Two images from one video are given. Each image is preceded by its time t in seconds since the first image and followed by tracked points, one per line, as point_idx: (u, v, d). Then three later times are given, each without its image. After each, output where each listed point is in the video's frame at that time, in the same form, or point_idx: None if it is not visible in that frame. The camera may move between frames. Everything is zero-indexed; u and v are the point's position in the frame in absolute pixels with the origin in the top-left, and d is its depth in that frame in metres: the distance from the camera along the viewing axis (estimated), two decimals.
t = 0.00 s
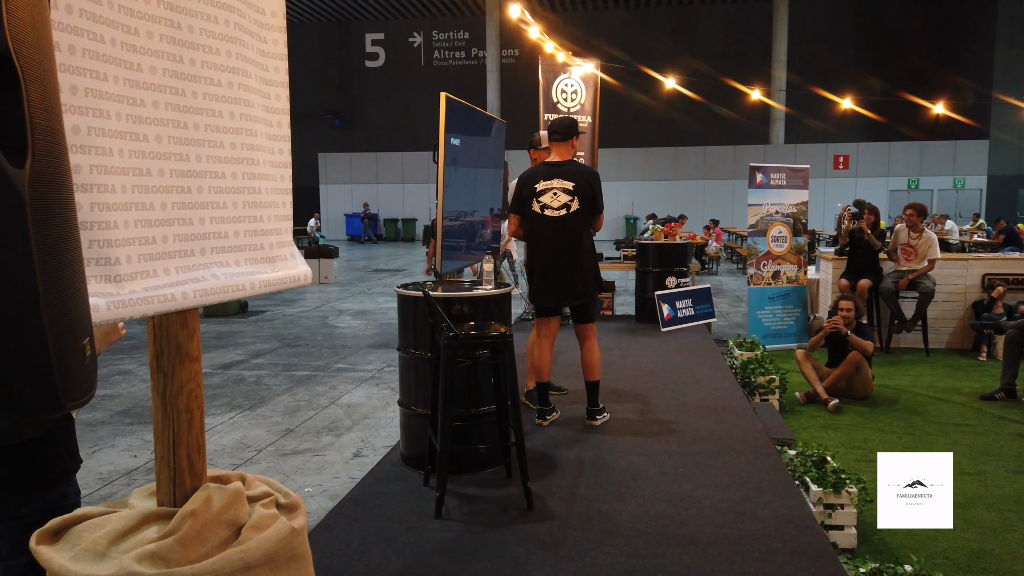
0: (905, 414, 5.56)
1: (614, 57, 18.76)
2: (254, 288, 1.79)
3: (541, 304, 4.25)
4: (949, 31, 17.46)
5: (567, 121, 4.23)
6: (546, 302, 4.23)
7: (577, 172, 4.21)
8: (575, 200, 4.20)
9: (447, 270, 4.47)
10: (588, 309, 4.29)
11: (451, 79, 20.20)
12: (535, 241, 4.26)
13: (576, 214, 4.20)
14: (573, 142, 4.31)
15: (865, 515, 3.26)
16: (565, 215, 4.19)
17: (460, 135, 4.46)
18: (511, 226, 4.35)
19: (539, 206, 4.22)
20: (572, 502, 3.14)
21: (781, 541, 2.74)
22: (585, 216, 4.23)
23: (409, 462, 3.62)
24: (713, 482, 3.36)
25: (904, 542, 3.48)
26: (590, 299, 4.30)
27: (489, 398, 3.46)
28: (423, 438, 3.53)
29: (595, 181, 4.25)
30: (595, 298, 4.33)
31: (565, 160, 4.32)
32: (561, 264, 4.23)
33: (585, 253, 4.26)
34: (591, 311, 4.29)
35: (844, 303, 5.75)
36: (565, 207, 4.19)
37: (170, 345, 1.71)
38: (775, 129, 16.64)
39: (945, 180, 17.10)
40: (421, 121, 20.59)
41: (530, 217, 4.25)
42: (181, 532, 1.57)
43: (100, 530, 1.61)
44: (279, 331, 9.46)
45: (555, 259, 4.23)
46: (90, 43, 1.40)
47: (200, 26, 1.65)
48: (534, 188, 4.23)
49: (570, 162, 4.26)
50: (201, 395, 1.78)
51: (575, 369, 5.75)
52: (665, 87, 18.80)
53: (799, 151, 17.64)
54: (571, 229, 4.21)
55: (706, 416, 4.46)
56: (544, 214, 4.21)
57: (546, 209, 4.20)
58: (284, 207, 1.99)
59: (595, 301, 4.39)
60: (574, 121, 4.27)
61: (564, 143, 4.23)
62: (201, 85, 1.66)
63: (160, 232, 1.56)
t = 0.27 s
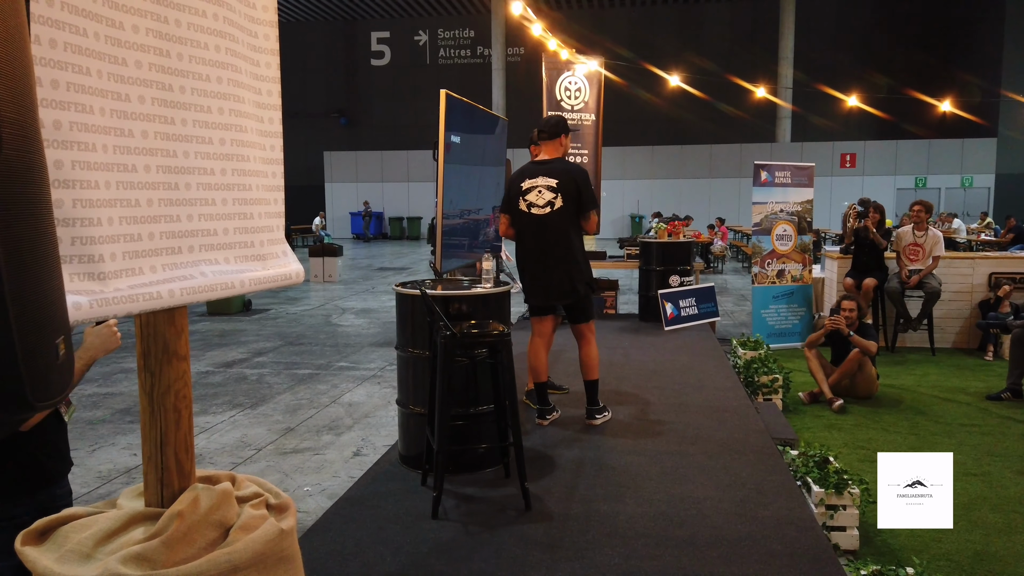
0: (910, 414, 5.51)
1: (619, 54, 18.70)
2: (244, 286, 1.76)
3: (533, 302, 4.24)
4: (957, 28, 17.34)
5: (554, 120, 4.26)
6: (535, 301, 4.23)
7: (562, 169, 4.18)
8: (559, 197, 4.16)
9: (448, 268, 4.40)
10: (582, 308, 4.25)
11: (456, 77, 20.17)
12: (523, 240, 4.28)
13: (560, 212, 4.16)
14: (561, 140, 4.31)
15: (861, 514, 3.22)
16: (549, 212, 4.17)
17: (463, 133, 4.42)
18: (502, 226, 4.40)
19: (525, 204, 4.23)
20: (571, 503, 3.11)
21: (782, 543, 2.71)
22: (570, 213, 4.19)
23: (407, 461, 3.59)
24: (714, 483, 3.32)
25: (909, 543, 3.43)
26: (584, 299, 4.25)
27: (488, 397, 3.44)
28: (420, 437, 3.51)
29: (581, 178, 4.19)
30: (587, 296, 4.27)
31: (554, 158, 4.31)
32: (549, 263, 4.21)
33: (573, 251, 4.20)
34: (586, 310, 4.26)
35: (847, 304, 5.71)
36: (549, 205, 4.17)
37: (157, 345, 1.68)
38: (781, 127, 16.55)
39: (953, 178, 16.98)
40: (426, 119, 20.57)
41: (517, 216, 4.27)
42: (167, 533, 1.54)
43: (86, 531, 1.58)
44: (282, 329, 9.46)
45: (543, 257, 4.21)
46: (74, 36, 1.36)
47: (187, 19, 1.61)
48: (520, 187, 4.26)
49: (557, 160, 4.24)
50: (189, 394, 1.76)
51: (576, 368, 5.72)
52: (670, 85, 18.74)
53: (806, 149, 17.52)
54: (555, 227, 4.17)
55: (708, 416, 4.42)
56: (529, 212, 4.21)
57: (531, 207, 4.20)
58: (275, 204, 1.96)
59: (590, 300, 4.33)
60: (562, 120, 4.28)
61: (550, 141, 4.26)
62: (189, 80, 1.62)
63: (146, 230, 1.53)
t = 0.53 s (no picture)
0: (914, 414, 5.47)
1: (621, 53, 18.67)
2: (245, 284, 1.74)
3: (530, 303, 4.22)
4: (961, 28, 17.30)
5: (553, 118, 4.25)
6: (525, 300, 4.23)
7: (553, 168, 4.15)
8: (549, 197, 4.13)
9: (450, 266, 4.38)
10: (586, 309, 4.24)
11: (458, 76, 20.15)
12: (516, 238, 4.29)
13: (549, 212, 4.14)
14: (561, 138, 4.28)
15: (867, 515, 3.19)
16: (538, 211, 4.15)
17: (465, 131, 4.40)
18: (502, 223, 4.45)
19: (518, 202, 4.24)
20: (575, 504, 3.09)
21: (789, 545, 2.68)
22: (559, 213, 4.14)
23: (409, 461, 3.57)
24: (720, 484, 3.29)
25: (915, 545, 3.40)
26: (583, 299, 4.23)
27: (491, 397, 3.41)
28: (423, 437, 3.48)
29: (573, 177, 4.13)
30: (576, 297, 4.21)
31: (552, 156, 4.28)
32: (540, 262, 4.17)
33: (562, 251, 4.16)
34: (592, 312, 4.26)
35: (849, 304, 5.69)
36: (539, 203, 4.15)
37: (157, 343, 1.66)
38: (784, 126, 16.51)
39: (956, 178, 16.93)
40: (428, 118, 20.55)
41: (512, 213, 4.29)
42: (166, 535, 1.52)
43: (84, 532, 1.56)
44: (283, 328, 9.45)
45: (534, 256, 4.19)
46: (71, 28, 1.33)
47: (187, 13, 1.59)
48: (515, 184, 4.27)
49: (551, 158, 4.21)
50: (189, 394, 1.73)
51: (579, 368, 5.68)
52: (672, 84, 18.72)
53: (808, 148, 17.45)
54: (544, 226, 4.15)
55: (711, 416, 4.39)
56: (521, 210, 4.22)
57: (523, 205, 4.21)
58: (277, 201, 1.93)
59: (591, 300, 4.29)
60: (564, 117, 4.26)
61: (550, 139, 4.27)
62: (189, 74, 1.59)
63: (145, 227, 1.50)
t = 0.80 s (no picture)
0: (919, 416, 5.44)
1: (623, 53, 18.65)
2: (251, 282, 1.71)
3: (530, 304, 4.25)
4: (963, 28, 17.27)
5: (562, 115, 4.20)
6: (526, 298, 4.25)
7: (558, 166, 4.10)
8: (551, 195, 4.11)
9: (453, 266, 4.36)
10: (573, 316, 4.16)
11: (459, 75, 20.13)
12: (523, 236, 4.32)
13: (552, 210, 4.12)
14: (568, 136, 4.21)
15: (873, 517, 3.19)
16: (540, 210, 4.15)
17: (468, 129, 4.38)
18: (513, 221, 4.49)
19: (524, 200, 4.26)
20: (580, 506, 3.06)
21: (797, 548, 2.65)
22: (560, 212, 4.11)
23: (413, 462, 3.55)
24: (727, 486, 3.27)
25: (923, 548, 3.37)
26: (575, 304, 4.16)
27: (496, 397, 3.39)
28: (427, 438, 3.45)
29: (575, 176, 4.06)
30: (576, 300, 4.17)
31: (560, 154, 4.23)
32: (542, 260, 4.16)
33: (563, 251, 4.13)
34: (578, 319, 4.17)
35: (853, 305, 5.67)
36: (541, 202, 4.15)
37: (161, 343, 1.63)
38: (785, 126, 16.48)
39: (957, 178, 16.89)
40: (429, 118, 20.53)
41: (520, 211, 4.32)
42: (171, 537, 1.49)
43: (87, 535, 1.53)
44: (285, 327, 9.42)
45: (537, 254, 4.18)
46: (75, 23, 1.31)
47: (192, 7, 1.56)
48: (522, 182, 4.29)
49: (556, 156, 4.16)
50: (194, 394, 1.71)
51: (583, 369, 5.65)
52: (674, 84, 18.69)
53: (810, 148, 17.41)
54: (545, 225, 4.14)
55: (716, 417, 4.36)
56: (526, 208, 4.24)
57: (528, 203, 4.22)
58: (282, 198, 1.91)
59: (585, 305, 4.21)
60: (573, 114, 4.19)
61: (555, 136, 4.22)
62: (194, 70, 1.56)
63: (150, 224, 1.47)
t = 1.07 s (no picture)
0: (920, 416, 5.44)
1: (622, 53, 18.64)
2: (254, 283, 1.69)
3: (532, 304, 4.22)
4: (961, 28, 17.29)
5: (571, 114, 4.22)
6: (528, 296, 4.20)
7: (564, 164, 4.11)
8: (557, 193, 4.10)
9: (452, 267, 4.34)
10: (573, 317, 4.15)
11: (458, 75, 20.10)
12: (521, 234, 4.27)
13: (557, 208, 4.10)
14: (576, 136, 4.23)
15: (876, 517, 3.20)
16: (545, 207, 4.12)
17: (467, 129, 4.35)
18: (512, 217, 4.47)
19: (526, 197, 4.21)
20: (583, 507, 3.05)
21: (802, 550, 2.64)
22: (566, 211, 4.11)
23: (415, 463, 3.53)
24: (730, 487, 3.25)
25: (926, 550, 3.36)
26: (576, 304, 4.15)
27: (498, 398, 3.38)
28: (428, 440, 3.43)
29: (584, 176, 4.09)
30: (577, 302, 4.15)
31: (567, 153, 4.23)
32: (546, 258, 4.14)
33: (566, 251, 4.13)
34: (577, 320, 4.16)
35: (853, 305, 5.68)
36: (546, 199, 4.12)
37: (165, 344, 1.62)
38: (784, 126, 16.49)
39: (956, 179, 16.90)
40: (427, 117, 20.50)
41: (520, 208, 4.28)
42: (175, 540, 1.47)
43: (89, 539, 1.51)
44: (284, 328, 9.41)
45: (541, 252, 4.15)
46: (78, 21, 1.29)
47: (196, 5, 1.54)
48: (524, 178, 4.25)
49: (562, 155, 4.17)
50: (197, 396, 1.69)
51: (584, 370, 5.64)
52: (673, 84, 18.69)
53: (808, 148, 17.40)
54: (548, 223, 4.12)
55: (718, 418, 4.35)
56: (528, 205, 4.20)
57: (530, 200, 4.18)
58: (286, 199, 1.89)
59: (586, 306, 4.21)
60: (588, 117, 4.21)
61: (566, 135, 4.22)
62: (198, 68, 1.55)
63: (154, 224, 1.46)
